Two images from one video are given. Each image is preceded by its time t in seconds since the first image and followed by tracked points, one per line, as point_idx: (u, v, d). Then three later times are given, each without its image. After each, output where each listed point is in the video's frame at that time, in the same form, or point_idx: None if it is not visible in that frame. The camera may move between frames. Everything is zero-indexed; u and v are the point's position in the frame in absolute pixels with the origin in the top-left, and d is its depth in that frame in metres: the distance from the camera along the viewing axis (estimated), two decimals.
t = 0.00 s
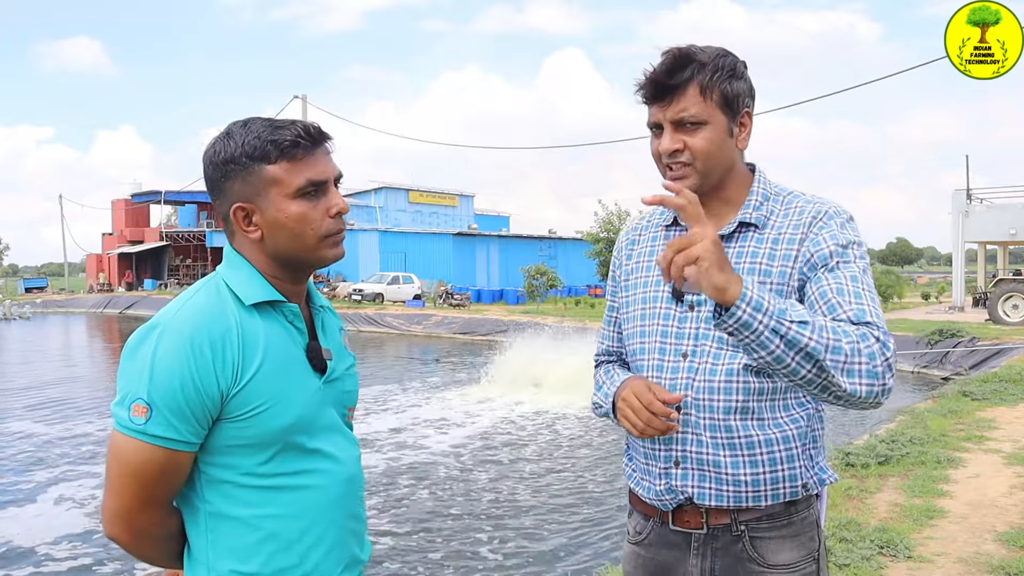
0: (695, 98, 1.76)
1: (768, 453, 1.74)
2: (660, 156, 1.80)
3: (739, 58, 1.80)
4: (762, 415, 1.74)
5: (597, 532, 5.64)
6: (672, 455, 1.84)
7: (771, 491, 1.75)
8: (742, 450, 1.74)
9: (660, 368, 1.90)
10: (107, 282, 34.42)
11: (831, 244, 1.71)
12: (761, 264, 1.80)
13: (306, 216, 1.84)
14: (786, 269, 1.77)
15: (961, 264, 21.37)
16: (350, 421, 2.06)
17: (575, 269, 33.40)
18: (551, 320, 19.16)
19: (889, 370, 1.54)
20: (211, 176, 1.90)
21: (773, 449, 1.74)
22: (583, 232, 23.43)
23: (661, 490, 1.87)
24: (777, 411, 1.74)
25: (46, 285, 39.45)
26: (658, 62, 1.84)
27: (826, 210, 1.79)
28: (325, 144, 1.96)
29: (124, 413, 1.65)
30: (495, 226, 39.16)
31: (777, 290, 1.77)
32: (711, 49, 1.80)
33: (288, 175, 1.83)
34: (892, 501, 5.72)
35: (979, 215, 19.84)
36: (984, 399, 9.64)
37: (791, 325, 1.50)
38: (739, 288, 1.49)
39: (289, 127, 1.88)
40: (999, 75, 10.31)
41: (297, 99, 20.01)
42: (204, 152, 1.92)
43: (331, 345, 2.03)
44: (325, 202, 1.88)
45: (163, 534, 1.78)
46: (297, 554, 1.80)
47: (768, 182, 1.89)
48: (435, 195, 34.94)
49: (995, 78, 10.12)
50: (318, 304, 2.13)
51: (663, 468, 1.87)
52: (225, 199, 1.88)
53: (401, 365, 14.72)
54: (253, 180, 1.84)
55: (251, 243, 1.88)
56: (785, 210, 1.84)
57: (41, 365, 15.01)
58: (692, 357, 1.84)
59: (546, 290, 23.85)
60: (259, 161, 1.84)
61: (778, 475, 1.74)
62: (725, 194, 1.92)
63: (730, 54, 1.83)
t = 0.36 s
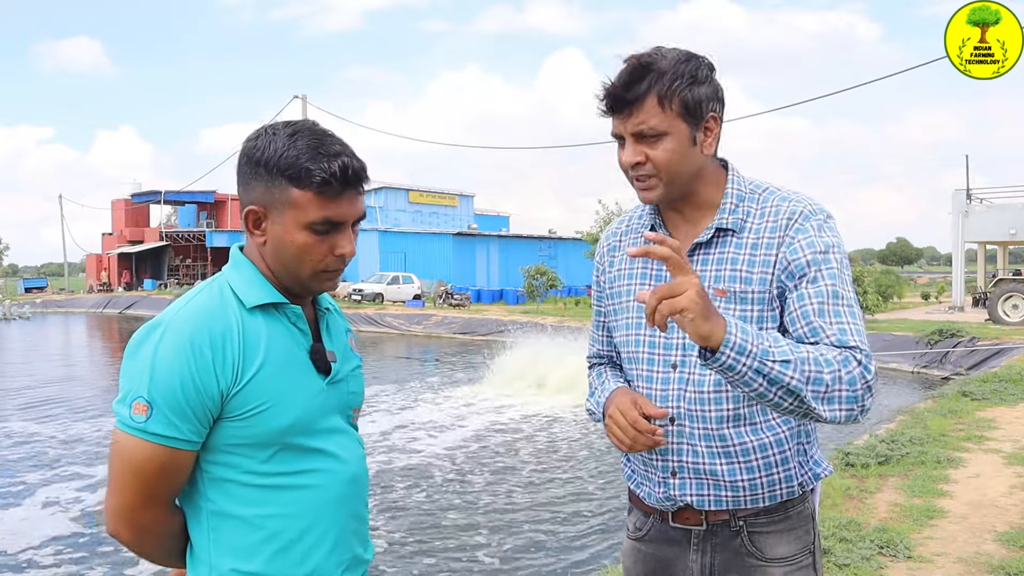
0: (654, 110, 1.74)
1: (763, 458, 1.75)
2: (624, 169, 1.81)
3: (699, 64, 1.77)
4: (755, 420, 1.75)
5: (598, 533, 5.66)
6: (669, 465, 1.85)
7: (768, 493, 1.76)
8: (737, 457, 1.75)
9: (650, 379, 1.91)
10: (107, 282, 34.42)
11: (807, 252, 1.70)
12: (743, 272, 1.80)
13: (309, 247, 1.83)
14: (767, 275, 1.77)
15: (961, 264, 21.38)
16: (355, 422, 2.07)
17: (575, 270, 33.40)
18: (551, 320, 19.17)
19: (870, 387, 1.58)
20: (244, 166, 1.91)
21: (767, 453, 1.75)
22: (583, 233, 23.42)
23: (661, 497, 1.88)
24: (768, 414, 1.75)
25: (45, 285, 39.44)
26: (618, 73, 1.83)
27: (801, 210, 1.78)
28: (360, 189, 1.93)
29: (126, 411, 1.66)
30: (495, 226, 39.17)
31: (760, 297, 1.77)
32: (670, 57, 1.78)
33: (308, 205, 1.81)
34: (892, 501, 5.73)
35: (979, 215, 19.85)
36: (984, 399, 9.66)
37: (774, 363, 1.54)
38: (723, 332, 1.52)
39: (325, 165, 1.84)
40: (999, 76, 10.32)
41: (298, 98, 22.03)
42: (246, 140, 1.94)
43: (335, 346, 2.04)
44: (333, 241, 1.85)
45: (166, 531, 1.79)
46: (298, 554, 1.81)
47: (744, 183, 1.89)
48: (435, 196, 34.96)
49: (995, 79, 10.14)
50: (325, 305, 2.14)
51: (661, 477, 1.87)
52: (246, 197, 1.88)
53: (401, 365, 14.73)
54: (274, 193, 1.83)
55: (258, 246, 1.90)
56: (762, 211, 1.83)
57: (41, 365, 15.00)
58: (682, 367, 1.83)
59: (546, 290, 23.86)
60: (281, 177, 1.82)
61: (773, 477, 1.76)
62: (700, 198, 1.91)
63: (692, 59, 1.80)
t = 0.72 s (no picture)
0: (651, 114, 1.75)
1: (760, 457, 1.75)
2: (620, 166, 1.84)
3: (709, 73, 1.75)
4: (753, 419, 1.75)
5: (598, 533, 5.66)
6: (667, 462, 1.85)
7: (765, 492, 1.77)
8: (735, 455, 1.76)
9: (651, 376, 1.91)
10: (106, 282, 34.42)
11: (813, 251, 1.70)
12: (744, 272, 1.80)
13: (309, 248, 1.84)
14: (769, 275, 1.77)
15: (961, 264, 21.38)
16: (353, 423, 2.07)
17: (575, 269, 33.41)
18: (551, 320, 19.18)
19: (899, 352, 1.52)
20: (247, 163, 1.91)
21: (764, 452, 1.75)
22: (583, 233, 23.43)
23: (658, 494, 1.88)
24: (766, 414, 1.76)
25: (45, 285, 39.44)
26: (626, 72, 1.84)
27: (805, 209, 1.78)
28: (362, 191, 1.93)
29: (124, 407, 1.67)
30: (495, 225, 39.18)
31: (761, 296, 1.78)
32: (679, 62, 1.76)
33: (309, 208, 1.81)
34: (893, 501, 5.74)
35: (979, 215, 19.85)
36: (983, 399, 9.66)
37: (763, 377, 1.57)
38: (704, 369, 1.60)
39: (329, 166, 1.85)
40: (999, 75, 10.32)
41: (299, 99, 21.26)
42: (250, 140, 1.94)
43: (334, 347, 2.04)
44: (333, 243, 1.86)
45: (163, 529, 1.79)
46: (294, 553, 1.81)
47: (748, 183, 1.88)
48: (435, 196, 34.97)
49: (995, 79, 10.14)
50: (325, 306, 2.14)
51: (658, 474, 1.88)
52: (247, 196, 1.89)
53: (401, 365, 14.74)
54: (276, 191, 1.83)
55: (257, 243, 1.91)
56: (766, 212, 1.83)
57: (41, 365, 15.00)
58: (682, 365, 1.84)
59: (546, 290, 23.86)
60: (284, 178, 1.83)
61: (771, 477, 1.76)
62: (701, 198, 1.89)
63: (703, 66, 1.76)
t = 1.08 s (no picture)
0: (671, 112, 1.75)
1: (766, 459, 1.75)
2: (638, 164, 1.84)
3: (731, 72, 1.76)
4: (760, 420, 1.75)
5: (598, 533, 5.66)
6: (674, 461, 1.86)
7: (770, 496, 1.76)
8: (741, 456, 1.76)
9: (663, 374, 1.92)
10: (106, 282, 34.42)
11: (822, 261, 1.69)
12: (756, 274, 1.80)
13: (300, 244, 1.83)
14: (780, 279, 1.77)
15: (961, 264, 21.39)
16: (343, 422, 2.07)
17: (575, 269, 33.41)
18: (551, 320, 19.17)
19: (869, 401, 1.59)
20: (236, 163, 1.91)
21: (771, 455, 1.75)
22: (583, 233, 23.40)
23: (664, 493, 1.89)
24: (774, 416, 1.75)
25: (45, 285, 39.43)
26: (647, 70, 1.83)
27: (822, 216, 1.77)
28: (350, 185, 1.94)
29: (113, 406, 1.67)
30: (495, 226, 39.19)
31: (772, 301, 1.78)
32: (702, 60, 1.76)
33: (300, 203, 1.82)
34: (893, 501, 5.73)
35: (979, 215, 19.85)
36: (984, 399, 9.66)
37: (758, 352, 1.55)
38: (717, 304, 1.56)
39: (318, 160, 1.85)
40: (998, 76, 10.33)
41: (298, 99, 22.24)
42: (239, 139, 1.94)
43: (323, 345, 2.04)
44: (324, 238, 1.86)
45: (153, 528, 1.79)
46: (286, 551, 1.81)
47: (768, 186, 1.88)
48: (435, 196, 34.97)
49: (994, 79, 10.14)
50: (314, 304, 2.13)
51: (665, 473, 1.88)
52: (236, 193, 1.88)
53: (401, 365, 14.74)
54: (267, 188, 1.83)
55: (248, 241, 1.90)
56: (784, 216, 1.82)
57: (41, 365, 15.00)
58: (692, 364, 1.84)
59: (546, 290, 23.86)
60: (276, 176, 1.83)
61: (777, 480, 1.76)
62: (720, 198, 1.89)
63: (725, 65, 1.77)
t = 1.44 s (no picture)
0: (688, 109, 1.72)
1: (779, 462, 1.71)
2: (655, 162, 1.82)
3: (746, 68, 1.72)
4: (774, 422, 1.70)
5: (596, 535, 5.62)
6: (685, 461, 1.82)
7: (782, 499, 1.72)
8: (753, 457, 1.72)
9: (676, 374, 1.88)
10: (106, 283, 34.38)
11: (841, 264, 1.65)
12: (773, 274, 1.75)
13: (300, 244, 1.80)
14: (798, 280, 1.72)
15: (961, 264, 21.35)
16: (337, 422, 2.03)
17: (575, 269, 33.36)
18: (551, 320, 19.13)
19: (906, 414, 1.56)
20: (232, 162, 1.87)
21: (784, 457, 1.71)
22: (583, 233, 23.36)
23: (676, 493, 1.85)
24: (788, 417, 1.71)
25: (46, 284, 39.41)
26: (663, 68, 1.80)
27: (840, 218, 1.72)
28: (349, 183, 1.91)
29: (113, 409, 1.62)
30: (495, 226, 39.15)
31: (788, 302, 1.72)
32: (717, 57, 1.72)
33: (300, 201, 1.78)
34: (893, 501, 5.69)
35: (979, 215, 19.81)
36: (984, 399, 9.62)
37: (796, 405, 1.54)
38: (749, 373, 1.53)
39: (318, 158, 1.82)
40: (999, 75, 10.29)
41: (296, 99, 22.12)
42: (236, 138, 1.90)
43: (318, 346, 2.00)
44: (323, 236, 1.82)
45: (150, 532, 1.75)
46: (283, 553, 1.77)
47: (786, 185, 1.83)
48: (435, 196, 34.94)
49: (995, 79, 10.13)
50: (307, 304, 2.09)
51: (676, 473, 1.85)
52: (235, 193, 1.84)
53: (400, 365, 14.71)
54: (267, 188, 1.79)
55: (247, 241, 1.86)
56: (802, 214, 1.78)
57: (40, 365, 14.96)
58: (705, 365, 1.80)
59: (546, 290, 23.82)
60: (276, 176, 1.79)
61: (790, 483, 1.71)
62: (737, 196, 1.85)
63: (740, 61, 1.73)
